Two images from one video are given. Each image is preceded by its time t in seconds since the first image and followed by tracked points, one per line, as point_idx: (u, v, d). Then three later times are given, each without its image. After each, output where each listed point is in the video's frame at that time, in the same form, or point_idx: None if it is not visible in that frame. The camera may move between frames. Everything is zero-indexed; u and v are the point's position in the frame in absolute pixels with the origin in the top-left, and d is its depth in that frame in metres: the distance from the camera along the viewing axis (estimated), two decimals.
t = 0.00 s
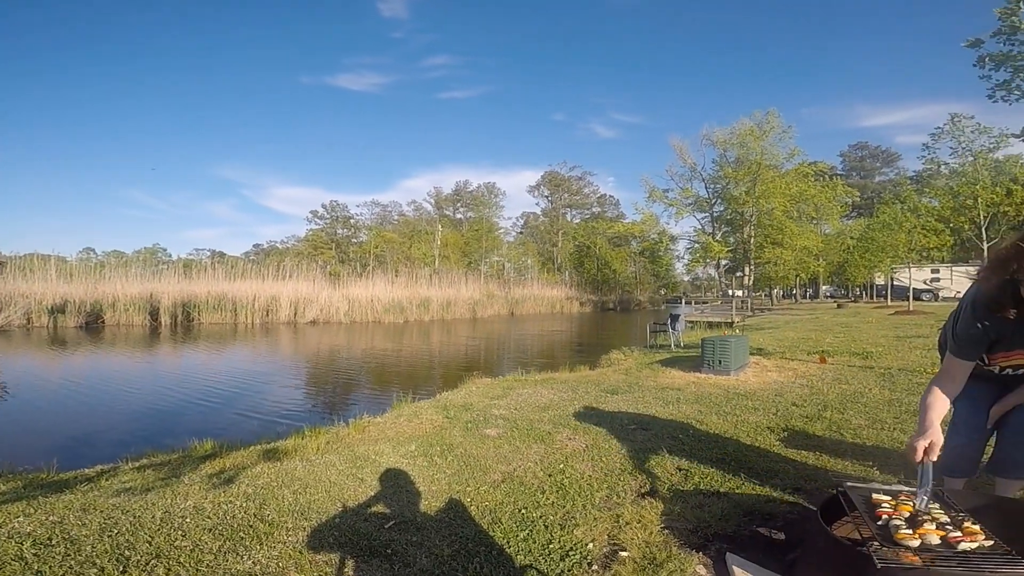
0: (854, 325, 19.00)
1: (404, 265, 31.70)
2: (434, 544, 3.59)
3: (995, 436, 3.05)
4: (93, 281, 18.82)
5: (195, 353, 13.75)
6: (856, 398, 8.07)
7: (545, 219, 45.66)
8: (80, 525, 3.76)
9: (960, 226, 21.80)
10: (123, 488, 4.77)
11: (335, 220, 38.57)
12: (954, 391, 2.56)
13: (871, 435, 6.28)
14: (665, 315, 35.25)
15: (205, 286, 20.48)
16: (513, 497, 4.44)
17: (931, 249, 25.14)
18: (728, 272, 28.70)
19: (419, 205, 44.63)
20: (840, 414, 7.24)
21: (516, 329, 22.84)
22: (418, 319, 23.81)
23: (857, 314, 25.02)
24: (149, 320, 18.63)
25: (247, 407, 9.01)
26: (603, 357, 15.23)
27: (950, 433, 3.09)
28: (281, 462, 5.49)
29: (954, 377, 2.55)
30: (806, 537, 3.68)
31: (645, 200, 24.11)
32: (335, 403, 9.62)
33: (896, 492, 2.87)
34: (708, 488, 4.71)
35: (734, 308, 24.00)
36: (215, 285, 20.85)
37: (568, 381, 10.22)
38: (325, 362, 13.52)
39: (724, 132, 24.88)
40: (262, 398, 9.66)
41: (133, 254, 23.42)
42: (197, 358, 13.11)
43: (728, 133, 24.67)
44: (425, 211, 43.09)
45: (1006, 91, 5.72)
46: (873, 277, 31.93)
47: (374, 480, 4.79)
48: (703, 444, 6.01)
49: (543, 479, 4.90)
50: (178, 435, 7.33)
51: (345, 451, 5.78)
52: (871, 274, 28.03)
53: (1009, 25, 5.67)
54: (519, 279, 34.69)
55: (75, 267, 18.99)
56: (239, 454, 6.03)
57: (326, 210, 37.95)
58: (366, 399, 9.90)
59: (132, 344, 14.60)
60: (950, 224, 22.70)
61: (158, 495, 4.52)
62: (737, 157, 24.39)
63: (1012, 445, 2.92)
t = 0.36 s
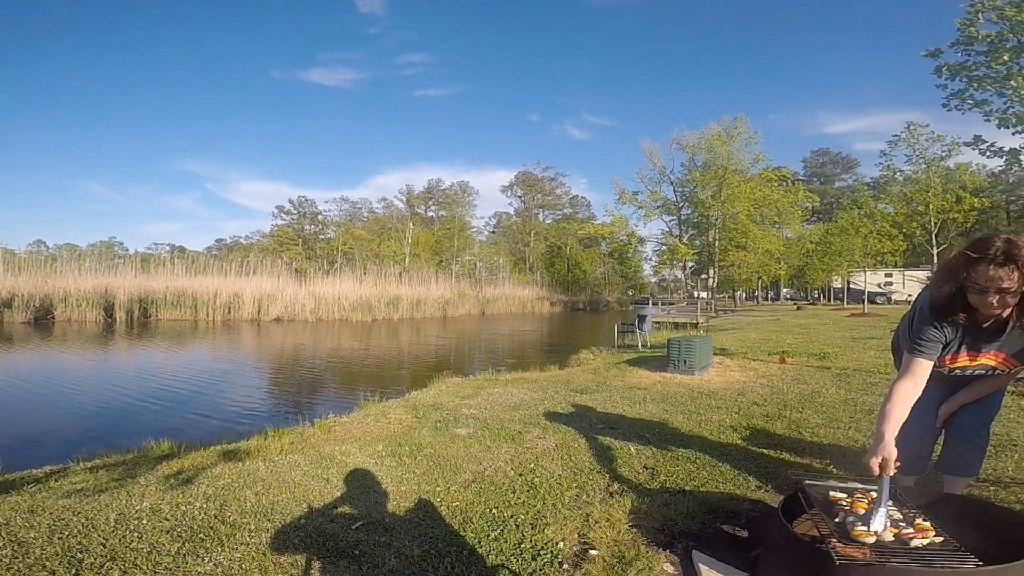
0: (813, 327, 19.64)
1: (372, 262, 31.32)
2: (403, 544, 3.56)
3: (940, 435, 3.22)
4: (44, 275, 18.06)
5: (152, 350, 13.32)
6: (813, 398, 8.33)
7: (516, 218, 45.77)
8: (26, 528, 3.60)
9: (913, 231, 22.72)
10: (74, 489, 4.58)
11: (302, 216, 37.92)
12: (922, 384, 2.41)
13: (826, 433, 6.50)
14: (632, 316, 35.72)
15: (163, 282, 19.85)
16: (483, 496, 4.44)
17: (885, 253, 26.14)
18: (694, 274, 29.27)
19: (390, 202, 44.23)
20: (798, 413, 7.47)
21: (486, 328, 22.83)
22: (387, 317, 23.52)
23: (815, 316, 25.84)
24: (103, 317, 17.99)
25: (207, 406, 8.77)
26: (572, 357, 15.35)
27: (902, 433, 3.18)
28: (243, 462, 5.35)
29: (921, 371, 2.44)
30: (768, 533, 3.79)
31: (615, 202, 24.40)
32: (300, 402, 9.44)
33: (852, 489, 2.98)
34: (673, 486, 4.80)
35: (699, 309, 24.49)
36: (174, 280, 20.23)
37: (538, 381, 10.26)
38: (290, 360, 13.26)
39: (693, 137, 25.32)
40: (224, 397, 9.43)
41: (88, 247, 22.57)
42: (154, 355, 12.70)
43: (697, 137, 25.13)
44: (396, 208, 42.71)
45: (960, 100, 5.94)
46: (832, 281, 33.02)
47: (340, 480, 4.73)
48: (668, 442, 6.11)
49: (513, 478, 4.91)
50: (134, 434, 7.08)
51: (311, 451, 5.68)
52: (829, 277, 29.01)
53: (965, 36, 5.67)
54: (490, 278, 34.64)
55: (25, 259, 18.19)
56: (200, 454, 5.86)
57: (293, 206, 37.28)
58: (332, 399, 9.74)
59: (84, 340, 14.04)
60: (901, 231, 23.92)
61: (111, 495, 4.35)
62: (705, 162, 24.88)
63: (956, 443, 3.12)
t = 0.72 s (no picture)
0: (775, 331, 20.16)
1: (341, 261, 30.86)
2: (372, 546, 3.51)
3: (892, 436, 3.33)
4: None
5: (108, 348, 12.84)
6: (776, 400, 8.55)
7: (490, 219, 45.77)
8: None
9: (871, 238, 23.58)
10: (21, 491, 4.38)
11: (269, 212, 37.21)
12: (876, 385, 2.47)
13: (788, 435, 6.67)
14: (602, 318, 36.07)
15: (121, 277, 19.18)
16: (454, 498, 4.41)
17: (845, 260, 27.02)
18: (663, 278, 29.73)
19: (361, 201, 43.73)
20: (761, 415, 7.66)
21: (457, 329, 22.71)
22: (355, 317, 23.17)
23: (778, 320, 26.53)
24: (56, 314, 17.31)
25: (166, 406, 8.50)
26: (543, 358, 15.41)
27: (859, 435, 3.25)
28: (203, 464, 5.19)
29: (876, 373, 2.51)
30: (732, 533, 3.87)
31: (588, 204, 24.60)
32: (264, 402, 9.23)
33: (813, 489, 3.05)
34: (641, 487, 4.85)
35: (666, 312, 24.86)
36: (133, 276, 19.57)
37: (509, 382, 10.26)
38: (254, 360, 12.96)
39: (664, 143, 25.73)
40: (183, 397, 9.16)
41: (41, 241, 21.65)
42: (110, 353, 12.25)
43: (668, 143, 25.56)
44: (368, 207, 42.23)
45: (918, 110, 6.17)
46: (795, 286, 33.95)
47: (305, 482, 4.63)
48: (636, 443, 6.18)
49: (484, 479, 4.89)
50: (87, 435, 6.80)
51: (275, 452, 5.55)
52: (792, 282, 29.85)
53: (927, 47, 5.91)
54: (462, 279, 34.42)
55: None
56: (158, 455, 5.67)
57: (260, 202, 36.61)
58: (298, 399, 9.54)
59: (34, 337, 13.44)
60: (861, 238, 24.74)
61: (62, 497, 4.17)
62: (675, 167, 25.32)
63: (909, 444, 3.25)
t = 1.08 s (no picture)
0: (741, 335, 20.60)
1: (311, 258, 30.33)
2: (341, 547, 3.44)
3: (852, 438, 3.42)
4: None
5: (64, 345, 12.36)
6: (742, 402, 8.72)
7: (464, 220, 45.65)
8: None
9: (834, 245, 24.30)
10: None
11: (237, 208, 36.43)
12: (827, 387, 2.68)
13: (753, 436, 6.81)
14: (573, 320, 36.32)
15: (78, 272, 18.49)
16: (426, 498, 4.36)
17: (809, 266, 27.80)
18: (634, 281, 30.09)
19: (333, 198, 43.14)
20: (727, 416, 7.80)
21: (430, 329, 22.52)
22: (324, 316, 22.78)
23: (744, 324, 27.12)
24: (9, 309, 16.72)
25: (125, 405, 8.22)
26: (515, 359, 15.42)
27: (820, 437, 3.37)
28: (165, 464, 5.03)
29: (829, 375, 2.70)
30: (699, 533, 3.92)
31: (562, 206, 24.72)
32: (229, 402, 9.00)
33: (776, 490, 3.10)
34: (611, 487, 4.88)
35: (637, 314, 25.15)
36: (92, 271, 18.90)
37: (481, 382, 10.23)
38: (219, 359, 12.65)
39: (638, 147, 26.05)
40: (144, 395, 8.89)
41: None
42: (66, 351, 11.80)
43: (642, 148, 25.88)
44: (340, 204, 41.68)
45: (883, 119, 6.38)
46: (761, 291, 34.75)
47: (272, 482, 4.52)
48: (606, 443, 6.22)
49: (456, 480, 4.85)
50: (40, 435, 6.52)
51: (240, 452, 5.41)
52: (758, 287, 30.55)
53: (896, 57, 6.12)
54: (436, 279, 34.14)
55: None
56: (117, 454, 5.46)
57: (228, 197, 35.82)
58: (265, 399, 9.33)
59: None
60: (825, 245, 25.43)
61: (12, 498, 3.97)
62: (648, 172, 25.67)
63: (868, 446, 3.34)
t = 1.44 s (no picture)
0: (724, 328, 20.83)
1: (293, 261, 30.02)
2: (331, 548, 3.41)
3: (835, 430, 3.46)
4: None
5: (40, 354, 12.10)
6: (726, 395, 8.83)
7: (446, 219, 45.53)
8: None
9: (813, 238, 24.69)
10: None
11: (216, 212, 35.92)
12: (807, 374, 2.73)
13: (737, 429, 6.90)
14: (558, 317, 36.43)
15: (53, 280, 18.10)
16: (415, 498, 4.34)
17: (789, 259, 28.19)
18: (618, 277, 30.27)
19: (314, 200, 42.74)
20: (712, 409, 7.89)
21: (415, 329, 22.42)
22: (308, 318, 22.59)
23: (726, 317, 27.45)
24: None
25: (106, 412, 8.08)
26: (501, 357, 15.43)
27: (804, 429, 3.43)
28: (149, 469, 4.94)
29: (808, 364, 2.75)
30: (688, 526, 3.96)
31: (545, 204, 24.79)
32: (213, 406, 8.89)
33: (762, 483, 3.15)
34: (599, 483, 4.92)
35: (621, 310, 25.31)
36: (67, 278, 18.50)
37: (469, 380, 10.22)
38: (201, 364, 12.49)
39: (619, 144, 26.20)
40: (125, 402, 8.75)
41: None
42: (43, 359, 11.56)
43: (623, 144, 26.05)
44: (321, 205, 41.32)
45: (859, 113, 6.49)
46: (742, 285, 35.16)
47: (259, 486, 4.47)
48: (594, 439, 6.26)
49: (445, 479, 4.84)
50: (19, 444, 6.38)
51: (226, 456, 5.35)
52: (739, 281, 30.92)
53: (869, 52, 6.23)
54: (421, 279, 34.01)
55: None
56: (99, 461, 5.37)
57: (206, 200, 35.31)
58: (249, 403, 9.22)
59: None
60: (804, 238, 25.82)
61: None
62: (630, 168, 25.86)
63: (851, 438, 3.37)
